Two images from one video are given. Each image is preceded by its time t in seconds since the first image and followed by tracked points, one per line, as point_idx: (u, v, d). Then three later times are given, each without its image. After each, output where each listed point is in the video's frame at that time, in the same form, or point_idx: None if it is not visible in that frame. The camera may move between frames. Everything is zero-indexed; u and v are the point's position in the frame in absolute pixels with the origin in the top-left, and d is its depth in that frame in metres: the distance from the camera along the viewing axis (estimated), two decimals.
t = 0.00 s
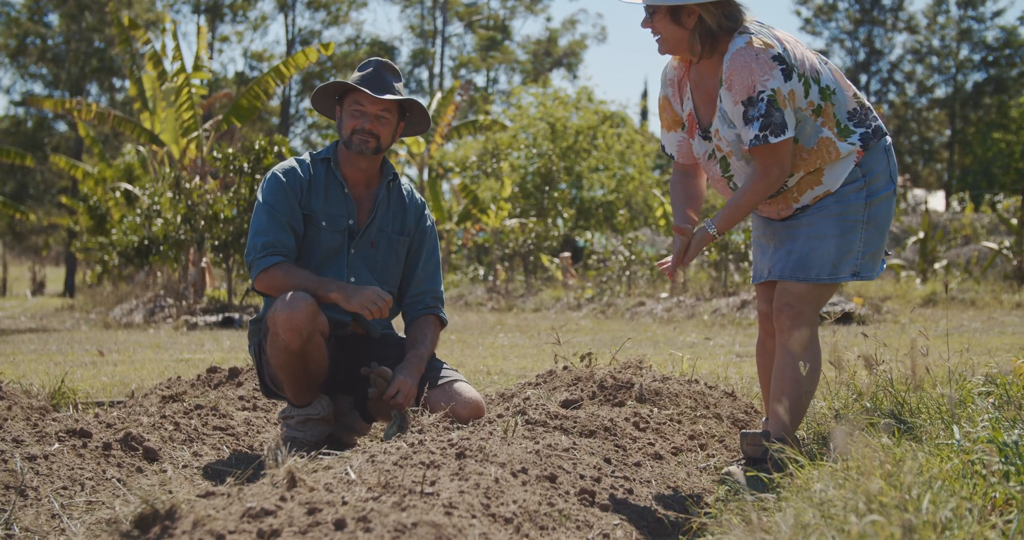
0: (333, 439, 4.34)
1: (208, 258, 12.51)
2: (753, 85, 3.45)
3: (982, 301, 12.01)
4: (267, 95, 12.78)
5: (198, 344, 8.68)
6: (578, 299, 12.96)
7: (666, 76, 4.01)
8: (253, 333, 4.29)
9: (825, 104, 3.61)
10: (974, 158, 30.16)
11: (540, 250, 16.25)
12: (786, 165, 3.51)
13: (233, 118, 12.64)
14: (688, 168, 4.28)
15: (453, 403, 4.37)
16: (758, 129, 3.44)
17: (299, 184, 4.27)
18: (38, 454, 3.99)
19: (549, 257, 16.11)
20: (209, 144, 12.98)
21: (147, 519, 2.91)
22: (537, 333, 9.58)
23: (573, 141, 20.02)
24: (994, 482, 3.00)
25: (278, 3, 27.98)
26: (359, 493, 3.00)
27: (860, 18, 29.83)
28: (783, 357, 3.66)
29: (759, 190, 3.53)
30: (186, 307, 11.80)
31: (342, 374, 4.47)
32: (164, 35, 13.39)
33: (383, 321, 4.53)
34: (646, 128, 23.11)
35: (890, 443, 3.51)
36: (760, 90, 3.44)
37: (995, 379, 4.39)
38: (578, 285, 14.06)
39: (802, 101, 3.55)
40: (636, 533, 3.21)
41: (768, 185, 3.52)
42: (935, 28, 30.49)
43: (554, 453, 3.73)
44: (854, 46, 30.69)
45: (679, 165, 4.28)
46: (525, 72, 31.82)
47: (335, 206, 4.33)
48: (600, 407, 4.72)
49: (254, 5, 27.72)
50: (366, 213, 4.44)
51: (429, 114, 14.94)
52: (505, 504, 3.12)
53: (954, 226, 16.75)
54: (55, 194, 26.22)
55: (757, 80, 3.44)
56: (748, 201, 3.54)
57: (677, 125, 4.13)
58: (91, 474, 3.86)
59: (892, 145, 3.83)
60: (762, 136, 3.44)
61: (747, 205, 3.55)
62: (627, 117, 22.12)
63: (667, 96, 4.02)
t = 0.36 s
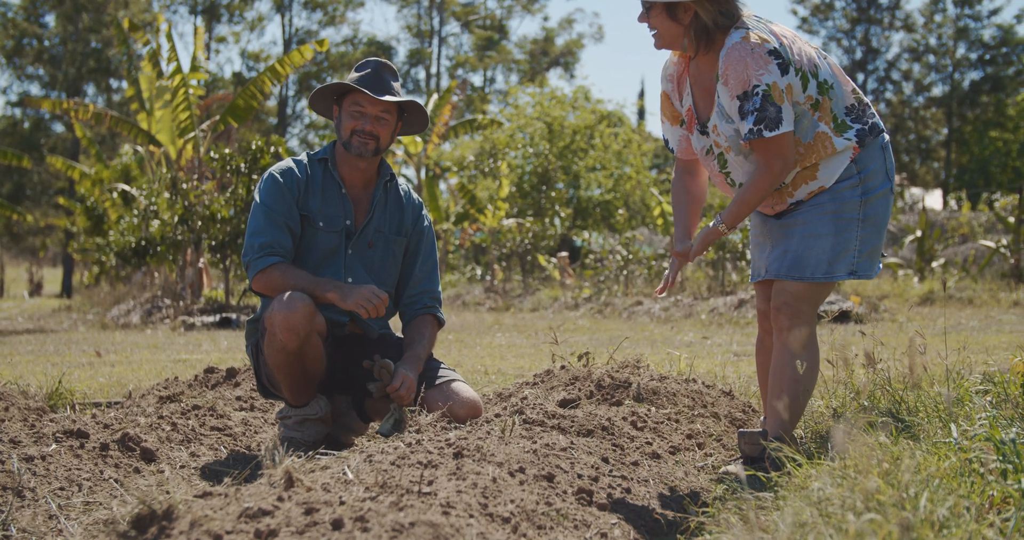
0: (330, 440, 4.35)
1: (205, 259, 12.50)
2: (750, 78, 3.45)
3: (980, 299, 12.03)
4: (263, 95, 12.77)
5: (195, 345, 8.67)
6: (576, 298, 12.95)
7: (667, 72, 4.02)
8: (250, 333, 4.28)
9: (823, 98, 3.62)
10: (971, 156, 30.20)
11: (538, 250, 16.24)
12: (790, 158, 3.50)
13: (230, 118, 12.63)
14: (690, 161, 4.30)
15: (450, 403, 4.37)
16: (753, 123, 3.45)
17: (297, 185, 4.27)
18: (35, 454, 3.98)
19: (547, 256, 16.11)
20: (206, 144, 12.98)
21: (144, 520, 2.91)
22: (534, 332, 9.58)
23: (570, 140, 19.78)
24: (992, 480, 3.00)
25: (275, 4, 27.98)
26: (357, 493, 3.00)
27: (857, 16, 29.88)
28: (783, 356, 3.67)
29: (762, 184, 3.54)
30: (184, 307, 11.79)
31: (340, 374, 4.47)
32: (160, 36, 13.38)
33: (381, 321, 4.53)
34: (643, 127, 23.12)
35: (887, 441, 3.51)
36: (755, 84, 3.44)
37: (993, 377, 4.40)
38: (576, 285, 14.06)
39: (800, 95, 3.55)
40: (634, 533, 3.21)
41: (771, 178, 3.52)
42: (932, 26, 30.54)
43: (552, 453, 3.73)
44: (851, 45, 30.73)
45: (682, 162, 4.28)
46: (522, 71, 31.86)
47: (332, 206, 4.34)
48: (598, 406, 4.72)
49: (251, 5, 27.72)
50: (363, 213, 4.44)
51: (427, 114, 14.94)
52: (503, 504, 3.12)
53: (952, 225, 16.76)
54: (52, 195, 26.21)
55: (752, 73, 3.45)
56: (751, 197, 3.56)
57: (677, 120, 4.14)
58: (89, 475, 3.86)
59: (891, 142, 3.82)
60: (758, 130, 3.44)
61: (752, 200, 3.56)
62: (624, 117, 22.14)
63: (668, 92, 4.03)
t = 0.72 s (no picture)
0: (329, 443, 4.34)
1: (203, 261, 12.49)
2: (750, 76, 3.46)
3: (978, 303, 12.04)
4: (262, 97, 12.77)
5: (193, 348, 8.66)
6: (574, 302, 12.97)
7: (669, 68, 4.04)
8: (248, 337, 4.29)
9: (824, 97, 3.63)
10: (969, 160, 30.24)
11: (536, 253, 16.23)
12: (793, 154, 3.51)
13: (228, 121, 12.62)
14: (693, 161, 4.32)
15: (449, 407, 4.37)
16: (752, 120, 3.46)
17: (296, 188, 4.27)
18: (33, 458, 3.98)
19: (545, 260, 16.11)
20: (204, 147, 12.99)
21: (143, 523, 2.91)
22: (532, 336, 9.59)
23: (568, 144, 19.97)
24: (990, 485, 3.00)
25: (273, 6, 28.01)
26: (355, 497, 3.00)
27: (855, 20, 29.96)
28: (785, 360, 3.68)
29: (764, 182, 3.54)
30: (181, 311, 11.78)
31: (341, 378, 4.48)
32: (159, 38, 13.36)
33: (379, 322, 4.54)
34: (641, 130, 23.14)
35: (886, 446, 3.51)
36: (756, 82, 3.46)
37: (991, 381, 4.41)
38: (574, 288, 14.08)
39: (802, 94, 3.56)
40: (632, 536, 3.21)
41: (774, 176, 3.52)
42: (930, 30, 30.60)
43: (550, 457, 3.73)
44: (849, 48, 30.79)
45: (685, 156, 4.31)
46: (520, 75, 31.89)
47: (331, 209, 4.34)
48: (596, 410, 4.73)
49: (249, 8, 27.73)
50: (362, 216, 4.45)
51: (425, 117, 14.95)
52: (500, 508, 3.12)
53: (950, 228, 16.78)
54: (50, 197, 26.20)
55: (754, 71, 3.46)
56: (753, 195, 3.56)
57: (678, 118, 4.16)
58: (87, 478, 3.86)
59: (890, 144, 3.82)
60: (756, 127, 3.46)
61: (754, 198, 3.56)
62: (622, 120, 22.17)
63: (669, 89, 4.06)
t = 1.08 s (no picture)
0: (326, 461, 4.34)
1: (202, 277, 12.50)
2: (757, 87, 3.50)
3: (975, 322, 12.06)
4: (260, 114, 12.82)
5: (191, 364, 8.65)
6: (572, 319, 12.98)
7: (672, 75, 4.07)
8: (246, 355, 4.29)
9: (825, 115, 3.66)
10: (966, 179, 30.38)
11: (534, 271, 16.24)
12: (796, 167, 3.53)
13: (227, 138, 12.66)
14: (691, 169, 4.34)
15: (446, 425, 4.38)
16: (758, 131, 3.48)
17: (293, 206, 4.29)
18: (30, 476, 3.98)
19: (542, 277, 16.13)
20: (203, 164, 13.03)
21: None
22: (530, 354, 9.59)
23: (567, 161, 20.03)
24: (986, 506, 3.01)
25: (273, 23, 28.15)
26: (352, 517, 3.01)
27: (853, 38, 30.16)
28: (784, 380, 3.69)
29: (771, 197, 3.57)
30: (179, 327, 11.78)
31: (338, 396, 4.49)
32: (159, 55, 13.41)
33: (378, 339, 4.54)
34: (639, 148, 23.22)
35: (883, 466, 3.52)
36: (764, 93, 3.49)
37: (988, 402, 4.42)
38: (572, 305, 14.10)
39: (806, 110, 3.59)
40: None
41: (779, 189, 3.55)
42: (927, 49, 30.76)
43: (547, 476, 3.73)
44: (847, 67, 30.96)
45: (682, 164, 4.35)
46: (519, 92, 32.03)
47: (328, 226, 4.36)
48: (594, 429, 4.73)
49: (249, 24, 27.86)
50: (359, 233, 4.46)
51: (423, 134, 15.01)
52: (498, 528, 3.12)
53: (947, 247, 16.82)
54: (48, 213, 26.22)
55: (762, 82, 3.49)
56: (762, 212, 3.60)
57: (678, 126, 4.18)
58: (84, 496, 3.86)
59: (887, 165, 3.84)
60: (762, 139, 3.48)
61: (764, 215, 3.61)
62: (620, 138, 22.24)
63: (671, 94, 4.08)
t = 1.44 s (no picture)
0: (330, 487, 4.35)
1: (204, 302, 12.51)
2: (769, 102, 3.54)
3: (979, 347, 12.04)
4: (263, 138, 12.88)
5: (194, 389, 8.64)
6: (574, 344, 12.98)
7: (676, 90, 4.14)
8: (249, 381, 4.30)
9: (827, 137, 3.68)
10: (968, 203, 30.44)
11: (536, 295, 16.24)
12: (817, 178, 3.58)
13: (231, 162, 12.70)
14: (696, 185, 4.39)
15: (450, 450, 4.38)
16: (776, 146, 3.53)
17: (297, 232, 4.32)
18: (34, 502, 3.99)
19: (545, 301, 16.12)
20: (206, 188, 13.08)
21: None
22: (533, 379, 9.59)
23: (569, 185, 20.10)
24: (989, 534, 3.01)
25: (276, 47, 28.33)
26: None
27: (855, 63, 30.33)
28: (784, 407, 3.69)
29: (798, 210, 3.61)
30: (182, 351, 11.78)
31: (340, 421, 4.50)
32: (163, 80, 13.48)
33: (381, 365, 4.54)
34: (641, 172, 23.28)
35: (887, 494, 3.53)
36: (778, 108, 3.53)
37: (992, 429, 4.42)
38: (574, 330, 14.10)
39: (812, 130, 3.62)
40: None
41: (804, 203, 3.59)
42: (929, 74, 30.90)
43: (550, 502, 3.73)
44: (849, 91, 31.10)
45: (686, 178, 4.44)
46: (521, 116, 32.17)
47: (332, 252, 4.38)
48: (597, 455, 4.73)
49: (252, 48, 28.03)
50: (362, 259, 4.48)
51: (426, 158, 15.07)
52: None
53: (950, 272, 16.83)
54: (51, 236, 26.30)
55: (774, 97, 3.53)
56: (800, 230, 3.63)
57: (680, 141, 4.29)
58: (87, 522, 3.86)
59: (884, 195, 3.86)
60: (781, 154, 3.53)
61: (802, 238, 3.64)
62: (622, 162, 22.32)
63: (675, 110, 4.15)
